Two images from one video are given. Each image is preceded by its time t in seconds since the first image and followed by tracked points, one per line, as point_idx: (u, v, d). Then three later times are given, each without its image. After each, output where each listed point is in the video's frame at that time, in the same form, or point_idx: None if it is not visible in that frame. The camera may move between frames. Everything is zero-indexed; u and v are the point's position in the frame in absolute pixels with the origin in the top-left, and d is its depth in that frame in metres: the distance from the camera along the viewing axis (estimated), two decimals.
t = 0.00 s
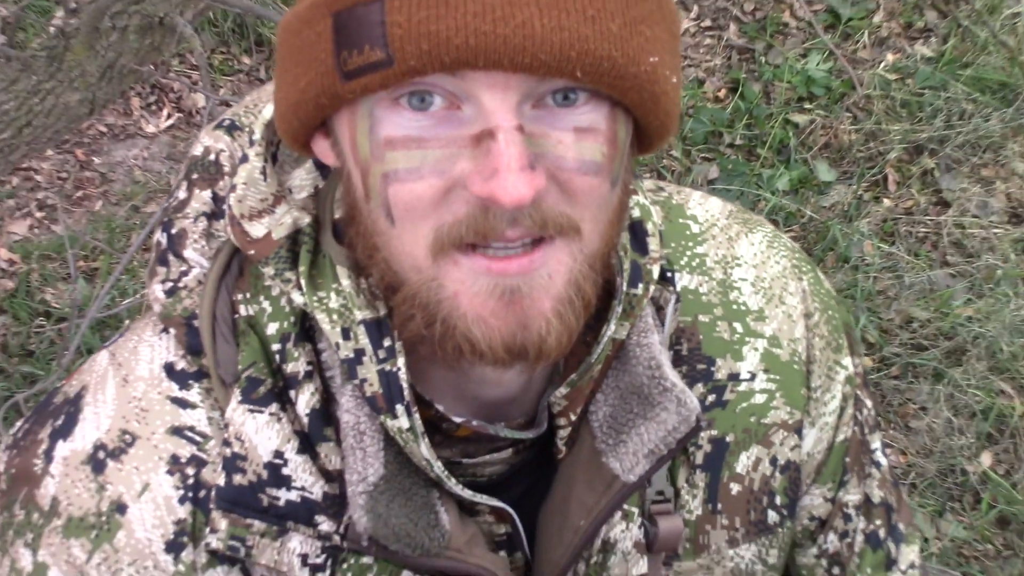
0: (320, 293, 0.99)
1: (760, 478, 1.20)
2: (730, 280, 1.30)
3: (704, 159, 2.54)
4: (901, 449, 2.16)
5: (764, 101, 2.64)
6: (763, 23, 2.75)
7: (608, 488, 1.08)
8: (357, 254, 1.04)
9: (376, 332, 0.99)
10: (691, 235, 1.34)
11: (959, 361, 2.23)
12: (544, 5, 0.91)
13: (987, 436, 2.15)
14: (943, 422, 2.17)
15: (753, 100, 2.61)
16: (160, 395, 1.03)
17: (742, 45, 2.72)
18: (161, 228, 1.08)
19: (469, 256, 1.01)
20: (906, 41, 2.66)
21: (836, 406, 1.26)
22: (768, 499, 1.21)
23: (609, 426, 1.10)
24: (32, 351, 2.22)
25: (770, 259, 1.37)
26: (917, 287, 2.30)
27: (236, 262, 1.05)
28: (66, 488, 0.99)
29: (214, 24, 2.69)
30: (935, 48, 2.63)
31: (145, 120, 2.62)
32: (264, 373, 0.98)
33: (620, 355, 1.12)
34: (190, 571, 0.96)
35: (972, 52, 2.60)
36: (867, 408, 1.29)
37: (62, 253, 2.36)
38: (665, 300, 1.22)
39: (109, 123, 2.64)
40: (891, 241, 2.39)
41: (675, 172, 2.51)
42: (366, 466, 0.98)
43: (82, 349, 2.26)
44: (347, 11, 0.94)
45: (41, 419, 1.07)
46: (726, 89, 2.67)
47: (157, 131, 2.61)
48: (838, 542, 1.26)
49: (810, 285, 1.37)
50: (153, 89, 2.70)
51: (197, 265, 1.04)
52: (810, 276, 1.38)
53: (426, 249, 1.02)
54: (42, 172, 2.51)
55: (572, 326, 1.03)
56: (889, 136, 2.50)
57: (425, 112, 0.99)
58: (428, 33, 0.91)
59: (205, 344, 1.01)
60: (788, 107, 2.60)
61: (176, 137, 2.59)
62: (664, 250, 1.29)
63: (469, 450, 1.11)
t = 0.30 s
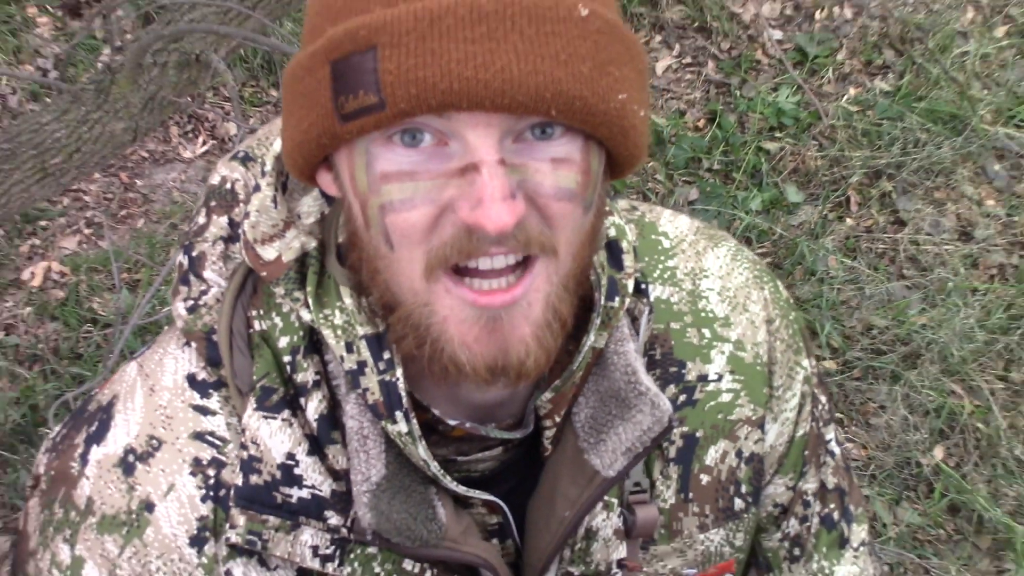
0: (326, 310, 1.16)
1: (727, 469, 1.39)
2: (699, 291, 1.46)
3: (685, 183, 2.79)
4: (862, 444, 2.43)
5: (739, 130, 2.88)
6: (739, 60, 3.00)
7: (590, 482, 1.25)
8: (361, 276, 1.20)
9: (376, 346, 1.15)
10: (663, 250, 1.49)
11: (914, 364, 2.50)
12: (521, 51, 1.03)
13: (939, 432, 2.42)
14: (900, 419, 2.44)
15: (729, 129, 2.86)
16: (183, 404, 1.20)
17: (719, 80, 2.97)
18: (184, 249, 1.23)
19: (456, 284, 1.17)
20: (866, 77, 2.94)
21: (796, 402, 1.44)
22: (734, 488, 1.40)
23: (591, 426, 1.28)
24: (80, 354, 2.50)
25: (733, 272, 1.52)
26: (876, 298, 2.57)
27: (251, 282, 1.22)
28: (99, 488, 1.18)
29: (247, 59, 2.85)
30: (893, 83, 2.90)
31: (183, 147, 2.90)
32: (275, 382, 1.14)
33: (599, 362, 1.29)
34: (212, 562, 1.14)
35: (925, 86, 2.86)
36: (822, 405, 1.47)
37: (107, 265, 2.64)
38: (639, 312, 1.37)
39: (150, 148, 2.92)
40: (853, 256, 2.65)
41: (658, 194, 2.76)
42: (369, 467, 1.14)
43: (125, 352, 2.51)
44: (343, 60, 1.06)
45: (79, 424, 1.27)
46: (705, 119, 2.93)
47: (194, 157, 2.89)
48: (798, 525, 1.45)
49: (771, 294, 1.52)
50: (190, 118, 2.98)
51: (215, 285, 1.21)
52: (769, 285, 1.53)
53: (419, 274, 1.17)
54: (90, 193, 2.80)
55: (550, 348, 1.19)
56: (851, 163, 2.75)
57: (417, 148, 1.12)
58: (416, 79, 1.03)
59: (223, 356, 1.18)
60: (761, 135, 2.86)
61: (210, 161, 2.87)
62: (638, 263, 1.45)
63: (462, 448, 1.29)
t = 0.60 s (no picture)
0: (335, 332, 1.34)
1: (703, 470, 1.62)
2: (677, 307, 1.67)
3: (669, 200, 3.06)
4: (830, 436, 2.70)
5: (719, 152, 3.14)
6: (718, 89, 3.27)
7: (576, 485, 1.46)
8: (364, 307, 1.38)
9: (381, 366, 1.34)
10: (644, 271, 1.70)
11: (877, 364, 2.77)
12: (502, 104, 1.18)
13: (899, 425, 2.70)
14: (864, 414, 2.71)
15: (710, 152, 3.11)
16: (207, 416, 1.42)
17: (700, 108, 3.23)
18: (208, 272, 1.43)
19: (452, 312, 1.37)
20: (833, 104, 3.21)
21: (763, 409, 1.67)
22: (711, 487, 1.63)
23: (577, 434, 1.49)
24: (123, 354, 2.82)
25: (707, 289, 1.73)
26: (842, 304, 2.84)
27: (267, 303, 1.41)
28: (132, 494, 1.41)
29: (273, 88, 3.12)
30: (856, 110, 3.19)
31: (216, 168, 3.22)
32: (290, 398, 1.36)
33: (585, 376, 1.49)
34: (234, 561, 1.36)
35: (885, 113, 3.16)
36: (788, 409, 1.70)
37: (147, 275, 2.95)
38: (621, 328, 1.57)
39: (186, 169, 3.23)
40: (821, 267, 2.92)
41: (645, 211, 3.03)
42: (374, 476, 1.35)
43: (164, 353, 2.79)
44: (343, 115, 1.22)
45: (114, 435, 1.49)
46: (688, 143, 3.18)
47: (225, 176, 3.21)
48: (767, 518, 1.70)
49: (741, 308, 1.73)
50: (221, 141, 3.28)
51: (235, 307, 1.40)
52: (740, 300, 1.75)
53: (419, 303, 1.37)
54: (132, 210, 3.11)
55: (539, 363, 1.38)
56: (820, 182, 3.02)
57: (411, 194, 1.30)
58: (407, 133, 1.19)
59: (243, 372, 1.38)
60: (738, 157, 3.12)
61: (241, 180, 3.19)
62: (621, 282, 1.65)
63: (461, 454, 1.50)
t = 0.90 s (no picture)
0: (343, 342, 1.37)
1: (683, 456, 1.65)
2: (658, 308, 1.70)
3: (656, 209, 3.36)
4: (801, 424, 2.98)
5: (701, 166, 3.46)
6: (700, 109, 3.60)
7: (568, 472, 1.53)
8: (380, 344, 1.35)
9: (386, 376, 1.35)
10: (629, 273, 1.71)
11: (844, 358, 3.06)
12: (534, 211, 1.09)
13: (865, 414, 2.99)
14: (832, 404, 2.99)
15: (693, 165, 3.42)
16: (232, 409, 1.46)
17: (684, 126, 3.57)
18: (229, 280, 1.48)
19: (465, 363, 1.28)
20: (804, 123, 3.54)
21: (737, 400, 1.70)
22: (690, 472, 1.66)
23: (570, 427, 1.55)
24: (159, 348, 3.10)
25: (687, 291, 1.75)
26: (813, 304, 3.14)
27: (285, 307, 1.46)
28: (164, 482, 1.44)
29: (297, 107, 3.41)
30: (826, 128, 3.50)
31: (245, 179, 3.53)
32: (306, 393, 1.39)
33: (579, 375, 1.54)
34: (257, 541, 1.41)
35: (852, 131, 3.46)
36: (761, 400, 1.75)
37: (181, 276, 3.24)
38: (611, 330, 1.61)
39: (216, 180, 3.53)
40: (794, 270, 3.22)
41: (634, 218, 3.33)
42: (375, 474, 1.35)
43: (197, 347, 3.06)
44: (367, 194, 1.10)
45: (147, 428, 1.53)
46: (673, 157, 3.50)
47: (253, 187, 3.52)
48: (739, 501, 1.71)
49: (718, 309, 1.78)
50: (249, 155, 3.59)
51: (255, 310, 1.45)
52: (716, 301, 1.79)
53: (433, 359, 1.29)
54: (168, 217, 3.42)
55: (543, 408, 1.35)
56: (793, 193, 3.33)
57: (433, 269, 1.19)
58: (439, 233, 1.09)
59: (263, 371, 1.42)
60: (718, 170, 3.43)
61: (267, 191, 3.50)
62: (607, 285, 1.67)
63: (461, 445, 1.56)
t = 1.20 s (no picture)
0: (348, 334, 1.55)
1: (668, 434, 1.80)
2: (646, 299, 1.84)
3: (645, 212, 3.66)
4: (776, 408, 3.27)
5: (686, 172, 3.78)
6: (684, 120, 3.94)
7: (563, 448, 1.68)
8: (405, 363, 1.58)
9: (386, 367, 1.53)
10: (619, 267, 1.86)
11: (816, 348, 3.36)
12: (557, 330, 1.28)
13: (835, 398, 3.28)
14: (806, 389, 3.28)
15: (678, 172, 3.74)
16: (256, 388, 1.68)
17: (670, 136, 3.90)
18: (256, 269, 1.74)
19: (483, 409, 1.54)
20: (779, 133, 3.91)
21: (718, 383, 1.85)
22: (676, 448, 1.83)
23: (566, 407, 1.69)
24: (191, 340, 3.39)
25: (672, 283, 1.89)
26: (788, 299, 3.45)
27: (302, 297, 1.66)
28: (195, 452, 1.67)
29: (317, 120, 3.72)
30: (800, 138, 3.87)
31: (269, 185, 3.83)
32: (322, 372, 1.61)
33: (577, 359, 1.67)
34: (277, 507, 1.63)
35: (824, 140, 3.82)
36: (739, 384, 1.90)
37: (211, 274, 3.53)
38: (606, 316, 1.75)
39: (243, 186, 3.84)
40: (771, 267, 3.54)
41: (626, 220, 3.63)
42: (377, 454, 1.56)
43: (227, 339, 3.35)
44: (413, 307, 1.28)
45: (182, 406, 1.77)
46: (660, 164, 3.84)
47: (276, 192, 3.82)
48: (720, 475, 1.89)
49: (702, 300, 1.92)
50: (273, 164, 3.89)
51: (279, 297, 1.69)
52: (701, 293, 1.93)
53: (455, 394, 1.57)
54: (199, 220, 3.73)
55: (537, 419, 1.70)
56: (769, 197, 3.67)
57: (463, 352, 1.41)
58: (475, 349, 1.29)
59: (284, 353, 1.63)
60: (701, 176, 3.75)
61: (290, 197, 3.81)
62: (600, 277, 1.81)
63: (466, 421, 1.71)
